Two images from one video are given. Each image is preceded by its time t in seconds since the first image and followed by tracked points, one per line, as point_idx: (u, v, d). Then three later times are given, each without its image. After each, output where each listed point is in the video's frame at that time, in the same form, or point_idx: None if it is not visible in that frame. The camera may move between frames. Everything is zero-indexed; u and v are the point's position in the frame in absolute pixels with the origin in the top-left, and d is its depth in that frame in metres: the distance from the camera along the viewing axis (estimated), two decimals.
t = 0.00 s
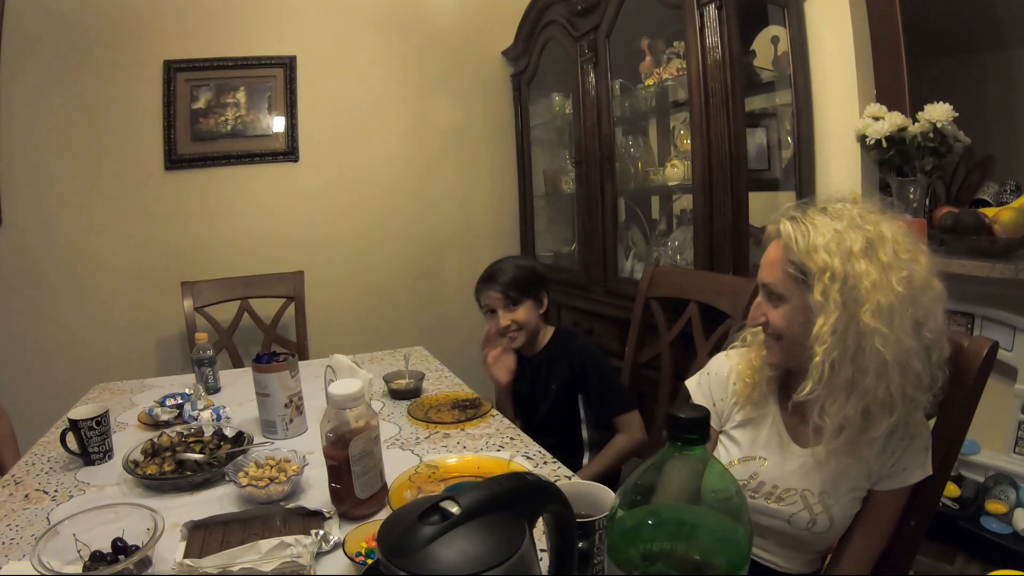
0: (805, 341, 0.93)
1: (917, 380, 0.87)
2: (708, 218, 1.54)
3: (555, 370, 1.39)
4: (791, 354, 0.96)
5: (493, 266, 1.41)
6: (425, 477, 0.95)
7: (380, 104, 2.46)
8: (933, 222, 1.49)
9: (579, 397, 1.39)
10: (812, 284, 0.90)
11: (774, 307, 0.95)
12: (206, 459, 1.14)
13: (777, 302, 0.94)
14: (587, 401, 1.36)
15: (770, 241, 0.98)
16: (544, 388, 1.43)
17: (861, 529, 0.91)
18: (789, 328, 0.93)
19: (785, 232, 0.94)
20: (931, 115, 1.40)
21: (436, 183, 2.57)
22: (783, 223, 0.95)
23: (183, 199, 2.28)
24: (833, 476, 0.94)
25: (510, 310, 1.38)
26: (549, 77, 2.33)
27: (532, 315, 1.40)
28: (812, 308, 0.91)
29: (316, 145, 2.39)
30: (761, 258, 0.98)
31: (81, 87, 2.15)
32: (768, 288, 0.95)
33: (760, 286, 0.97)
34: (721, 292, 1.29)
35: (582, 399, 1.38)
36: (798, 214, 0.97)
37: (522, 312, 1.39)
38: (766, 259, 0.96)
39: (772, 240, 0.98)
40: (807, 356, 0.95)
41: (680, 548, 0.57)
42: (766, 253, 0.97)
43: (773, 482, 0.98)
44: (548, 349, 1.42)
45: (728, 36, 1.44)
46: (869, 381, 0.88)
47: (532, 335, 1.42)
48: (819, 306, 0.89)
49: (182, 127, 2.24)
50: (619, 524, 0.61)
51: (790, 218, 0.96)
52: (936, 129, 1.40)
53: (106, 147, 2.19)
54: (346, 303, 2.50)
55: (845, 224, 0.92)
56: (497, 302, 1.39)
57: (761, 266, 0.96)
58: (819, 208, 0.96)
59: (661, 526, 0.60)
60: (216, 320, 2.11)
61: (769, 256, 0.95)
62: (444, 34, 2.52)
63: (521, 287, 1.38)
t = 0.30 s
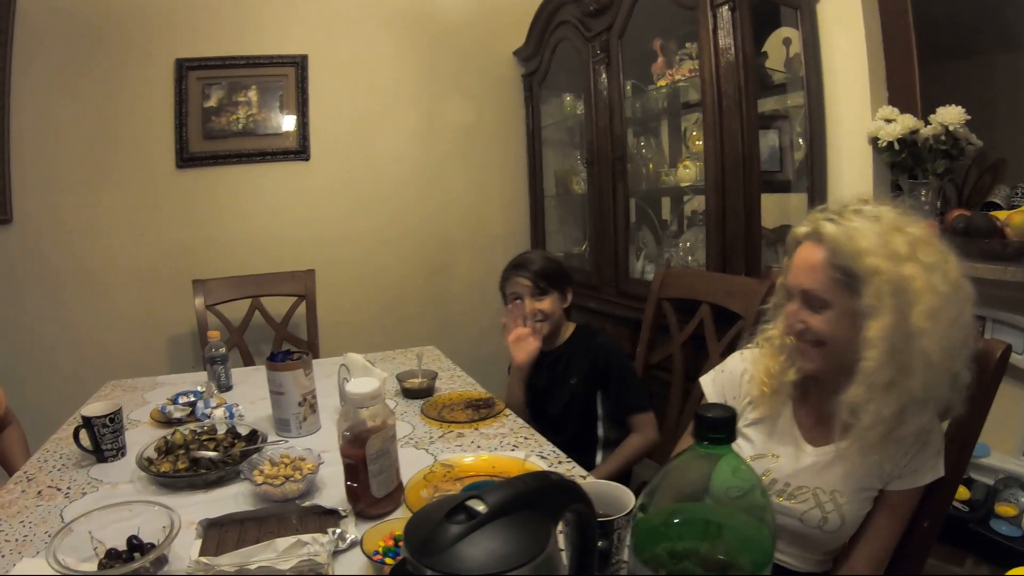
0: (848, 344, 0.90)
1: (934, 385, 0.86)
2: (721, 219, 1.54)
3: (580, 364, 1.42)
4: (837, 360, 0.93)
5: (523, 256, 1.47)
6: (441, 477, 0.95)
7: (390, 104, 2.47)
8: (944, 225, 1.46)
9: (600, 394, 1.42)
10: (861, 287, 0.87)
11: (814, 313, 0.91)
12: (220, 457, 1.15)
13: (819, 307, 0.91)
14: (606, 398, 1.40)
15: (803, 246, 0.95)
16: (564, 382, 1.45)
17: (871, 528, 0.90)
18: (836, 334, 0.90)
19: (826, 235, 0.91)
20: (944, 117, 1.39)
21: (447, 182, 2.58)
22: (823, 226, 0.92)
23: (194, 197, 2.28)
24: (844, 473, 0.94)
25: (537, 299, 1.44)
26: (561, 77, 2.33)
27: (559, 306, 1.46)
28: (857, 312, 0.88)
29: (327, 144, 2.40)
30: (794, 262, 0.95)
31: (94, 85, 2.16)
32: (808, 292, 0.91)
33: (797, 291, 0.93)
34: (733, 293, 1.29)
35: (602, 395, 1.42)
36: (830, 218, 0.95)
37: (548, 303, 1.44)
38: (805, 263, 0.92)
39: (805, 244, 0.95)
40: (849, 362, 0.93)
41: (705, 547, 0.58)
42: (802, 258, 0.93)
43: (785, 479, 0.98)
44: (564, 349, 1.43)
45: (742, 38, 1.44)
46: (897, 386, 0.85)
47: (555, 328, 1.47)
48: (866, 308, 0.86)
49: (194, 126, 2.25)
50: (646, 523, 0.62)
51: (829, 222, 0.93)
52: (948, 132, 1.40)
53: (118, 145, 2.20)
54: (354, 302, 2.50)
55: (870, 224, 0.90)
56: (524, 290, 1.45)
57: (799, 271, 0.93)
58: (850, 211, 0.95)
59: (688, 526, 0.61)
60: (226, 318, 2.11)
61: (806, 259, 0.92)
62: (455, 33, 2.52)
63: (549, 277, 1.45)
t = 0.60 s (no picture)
0: (894, 344, 0.88)
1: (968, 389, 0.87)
2: (732, 217, 1.53)
3: (596, 363, 1.42)
4: (877, 362, 0.88)
5: (537, 256, 1.49)
6: (453, 473, 0.96)
7: (398, 101, 2.46)
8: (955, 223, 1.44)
9: (615, 394, 1.42)
10: (920, 284, 0.86)
11: (863, 313, 0.87)
12: (230, 453, 1.15)
13: (871, 308, 0.86)
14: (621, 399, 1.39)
15: (844, 241, 0.90)
16: (580, 380, 1.45)
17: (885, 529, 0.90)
18: (884, 334, 0.86)
19: (880, 232, 0.87)
20: (954, 114, 1.38)
21: (454, 180, 2.57)
22: (874, 222, 0.88)
23: (201, 194, 2.28)
24: (863, 471, 0.94)
25: (553, 300, 1.45)
26: (570, 75, 2.32)
27: (573, 307, 1.47)
28: (914, 309, 0.88)
29: (334, 142, 2.39)
30: (837, 259, 0.89)
31: (102, 82, 2.16)
32: (860, 293, 0.86)
33: (845, 291, 0.87)
34: (745, 291, 1.29)
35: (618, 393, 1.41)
36: (868, 212, 0.92)
37: (563, 304, 1.46)
38: (856, 262, 0.86)
39: (846, 239, 0.90)
40: (884, 364, 0.90)
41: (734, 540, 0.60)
42: (850, 255, 0.87)
43: (802, 476, 0.98)
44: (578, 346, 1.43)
45: (753, 34, 1.44)
46: (945, 389, 0.88)
47: (569, 329, 1.48)
48: (927, 308, 0.87)
49: (202, 123, 2.25)
50: (673, 513, 0.63)
51: (877, 218, 0.88)
52: (958, 129, 1.38)
53: (125, 142, 2.20)
54: (361, 300, 2.50)
55: (914, 219, 0.90)
56: (540, 291, 1.46)
57: (851, 270, 0.86)
58: (884, 205, 0.92)
59: (716, 518, 0.62)
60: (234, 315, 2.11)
61: (854, 256, 0.87)
62: (462, 31, 2.52)
63: (565, 280, 1.46)
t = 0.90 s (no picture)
0: (898, 345, 0.88)
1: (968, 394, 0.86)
2: (737, 216, 1.54)
3: (599, 362, 1.43)
4: (881, 363, 0.89)
5: (540, 254, 1.49)
6: (459, 470, 0.97)
7: (402, 100, 2.46)
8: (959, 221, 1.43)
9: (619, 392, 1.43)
10: (924, 285, 0.87)
11: (867, 314, 0.87)
12: (237, 451, 1.15)
13: (875, 309, 0.87)
14: (625, 397, 1.40)
15: (849, 241, 0.90)
16: (583, 378, 1.46)
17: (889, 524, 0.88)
18: (888, 335, 0.87)
19: (885, 233, 0.87)
20: (958, 113, 1.37)
21: (459, 179, 2.58)
22: (878, 222, 0.88)
23: (205, 193, 2.28)
24: (867, 467, 0.95)
25: (554, 298, 1.46)
26: (574, 74, 2.33)
27: (575, 305, 1.47)
28: (918, 310, 0.88)
29: (339, 141, 2.40)
30: (842, 259, 0.89)
31: (107, 81, 2.16)
32: (864, 293, 0.87)
33: (849, 291, 0.88)
34: (749, 289, 1.30)
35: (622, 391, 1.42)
36: (874, 212, 0.92)
37: (566, 302, 1.46)
38: (861, 262, 0.87)
39: (851, 239, 0.90)
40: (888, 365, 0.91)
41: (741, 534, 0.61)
42: (855, 256, 0.88)
43: (807, 471, 0.99)
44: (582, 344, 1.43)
45: (758, 32, 1.44)
46: (945, 391, 0.88)
47: (572, 327, 1.49)
48: (931, 309, 0.87)
49: (206, 122, 2.25)
50: (682, 509, 0.64)
51: (883, 217, 0.89)
52: (963, 128, 1.38)
53: (130, 141, 2.20)
54: (365, 298, 2.50)
55: (920, 219, 0.90)
56: (542, 288, 1.46)
57: (856, 270, 0.87)
58: (892, 205, 0.92)
59: (722, 514, 0.63)
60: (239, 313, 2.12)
61: (858, 256, 0.88)
62: (466, 30, 2.52)
63: (567, 277, 1.46)
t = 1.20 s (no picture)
0: (903, 341, 0.88)
1: (968, 389, 0.86)
2: (743, 214, 1.54)
3: (603, 360, 1.43)
4: (888, 360, 0.88)
5: (545, 252, 1.49)
6: (466, 467, 0.98)
7: (409, 98, 2.47)
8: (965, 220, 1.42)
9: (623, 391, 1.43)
10: (928, 281, 0.86)
11: (872, 311, 0.87)
12: (244, 448, 1.16)
13: (880, 305, 0.86)
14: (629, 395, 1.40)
15: (853, 239, 0.90)
16: (588, 377, 1.46)
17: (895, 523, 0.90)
18: (894, 331, 0.86)
19: (888, 230, 0.87)
20: (966, 110, 1.36)
21: (465, 177, 2.58)
22: (882, 218, 0.88)
23: (212, 191, 2.29)
24: (874, 464, 0.94)
25: (559, 295, 1.46)
26: (581, 72, 2.33)
27: (580, 303, 1.47)
28: (923, 307, 0.87)
29: (345, 139, 2.40)
30: (846, 256, 0.89)
31: (115, 80, 2.18)
32: (869, 290, 0.86)
33: (854, 288, 0.88)
34: (755, 288, 1.29)
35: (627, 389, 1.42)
36: (877, 210, 0.92)
37: (571, 299, 1.46)
38: (865, 259, 0.87)
39: (856, 237, 0.90)
40: (894, 362, 0.90)
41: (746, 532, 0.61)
42: (860, 253, 0.88)
43: (816, 466, 0.99)
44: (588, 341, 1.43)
45: (764, 30, 1.44)
46: (948, 388, 0.87)
47: (576, 325, 1.49)
48: (934, 305, 0.87)
49: (213, 121, 2.26)
50: (687, 507, 0.64)
51: (885, 214, 0.89)
52: (970, 125, 1.36)
53: (137, 140, 2.22)
54: (371, 297, 2.51)
55: (923, 216, 0.89)
56: (547, 285, 1.47)
57: (860, 267, 0.87)
58: (893, 202, 0.92)
59: (728, 510, 0.63)
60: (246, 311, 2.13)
61: (862, 253, 0.87)
62: (472, 28, 2.52)
63: (572, 274, 1.47)
